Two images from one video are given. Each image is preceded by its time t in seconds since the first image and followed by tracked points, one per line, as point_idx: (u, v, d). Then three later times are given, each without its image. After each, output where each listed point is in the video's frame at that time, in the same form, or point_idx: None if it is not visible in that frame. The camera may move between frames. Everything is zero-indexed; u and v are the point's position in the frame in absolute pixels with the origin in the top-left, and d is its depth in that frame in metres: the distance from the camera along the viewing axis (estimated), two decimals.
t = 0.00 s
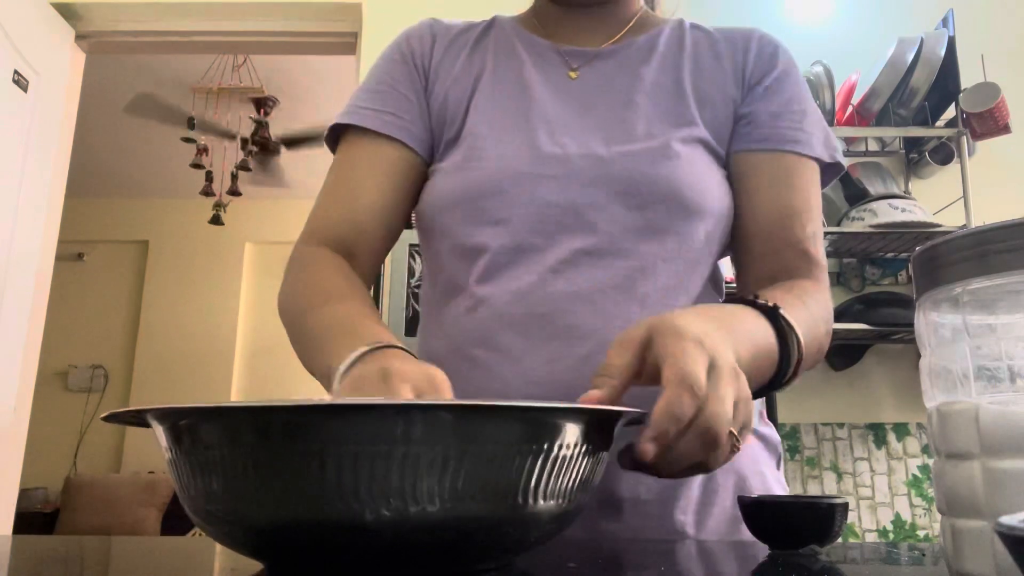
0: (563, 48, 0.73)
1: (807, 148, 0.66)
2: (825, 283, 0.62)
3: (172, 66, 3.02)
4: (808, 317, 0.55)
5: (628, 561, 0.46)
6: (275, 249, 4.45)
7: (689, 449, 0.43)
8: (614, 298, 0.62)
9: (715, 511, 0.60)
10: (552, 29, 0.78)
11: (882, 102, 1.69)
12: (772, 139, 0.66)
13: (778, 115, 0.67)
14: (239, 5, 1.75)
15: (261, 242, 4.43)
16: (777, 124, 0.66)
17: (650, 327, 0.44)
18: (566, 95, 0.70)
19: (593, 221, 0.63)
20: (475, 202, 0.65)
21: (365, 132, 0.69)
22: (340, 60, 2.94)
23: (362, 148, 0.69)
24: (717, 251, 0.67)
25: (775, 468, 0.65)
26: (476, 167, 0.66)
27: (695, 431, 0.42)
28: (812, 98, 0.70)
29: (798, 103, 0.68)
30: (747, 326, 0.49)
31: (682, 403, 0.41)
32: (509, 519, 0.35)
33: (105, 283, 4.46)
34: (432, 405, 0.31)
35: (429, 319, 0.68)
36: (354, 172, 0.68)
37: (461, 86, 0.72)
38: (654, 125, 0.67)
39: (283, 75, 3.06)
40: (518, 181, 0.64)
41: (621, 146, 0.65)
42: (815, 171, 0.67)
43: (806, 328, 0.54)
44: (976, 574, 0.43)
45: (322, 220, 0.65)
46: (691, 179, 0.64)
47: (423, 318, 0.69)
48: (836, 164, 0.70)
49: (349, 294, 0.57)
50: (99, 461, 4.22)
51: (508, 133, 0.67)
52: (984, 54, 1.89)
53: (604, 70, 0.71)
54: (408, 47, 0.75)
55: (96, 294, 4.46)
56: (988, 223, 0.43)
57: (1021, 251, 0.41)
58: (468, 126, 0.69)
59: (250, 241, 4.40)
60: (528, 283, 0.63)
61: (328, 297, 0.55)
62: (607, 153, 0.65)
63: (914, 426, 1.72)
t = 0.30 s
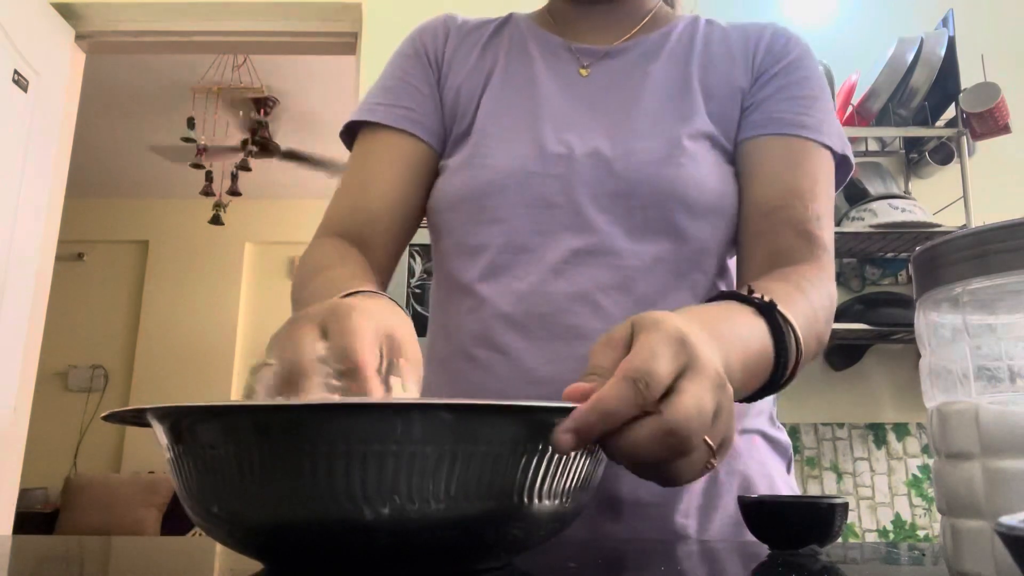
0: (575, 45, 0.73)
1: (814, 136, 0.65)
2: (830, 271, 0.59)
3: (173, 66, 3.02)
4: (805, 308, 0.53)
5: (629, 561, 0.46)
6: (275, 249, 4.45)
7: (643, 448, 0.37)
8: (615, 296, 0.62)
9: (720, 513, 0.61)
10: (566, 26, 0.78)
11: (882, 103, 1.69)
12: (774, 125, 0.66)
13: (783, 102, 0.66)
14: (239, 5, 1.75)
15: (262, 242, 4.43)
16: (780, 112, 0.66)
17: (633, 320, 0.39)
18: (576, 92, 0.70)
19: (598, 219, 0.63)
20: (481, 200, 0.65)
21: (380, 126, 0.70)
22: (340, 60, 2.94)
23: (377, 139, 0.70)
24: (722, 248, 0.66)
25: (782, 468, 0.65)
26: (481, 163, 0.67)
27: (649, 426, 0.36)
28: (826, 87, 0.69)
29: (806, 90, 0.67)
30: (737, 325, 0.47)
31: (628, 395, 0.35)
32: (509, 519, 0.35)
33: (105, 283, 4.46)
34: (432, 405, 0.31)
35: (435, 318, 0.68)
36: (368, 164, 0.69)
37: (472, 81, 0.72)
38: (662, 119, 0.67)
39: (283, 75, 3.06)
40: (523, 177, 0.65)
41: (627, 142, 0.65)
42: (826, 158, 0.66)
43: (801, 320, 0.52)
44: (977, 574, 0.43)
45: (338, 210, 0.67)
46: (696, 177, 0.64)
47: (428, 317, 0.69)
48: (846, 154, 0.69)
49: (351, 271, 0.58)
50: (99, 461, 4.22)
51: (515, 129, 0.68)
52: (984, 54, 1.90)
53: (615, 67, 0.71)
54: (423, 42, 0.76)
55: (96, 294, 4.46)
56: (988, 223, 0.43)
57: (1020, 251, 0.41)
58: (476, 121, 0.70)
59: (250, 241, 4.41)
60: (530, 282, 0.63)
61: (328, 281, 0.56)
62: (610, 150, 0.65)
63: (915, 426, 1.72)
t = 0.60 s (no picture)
0: (580, 43, 0.73)
1: (815, 130, 0.65)
2: (832, 269, 0.58)
3: (173, 66, 3.02)
4: (810, 310, 0.53)
5: (630, 561, 0.46)
6: (275, 250, 4.45)
7: (633, 446, 0.37)
8: (616, 295, 0.62)
9: (721, 514, 0.61)
10: (570, 23, 0.78)
11: (882, 103, 1.69)
12: (778, 120, 0.66)
13: (786, 97, 0.67)
14: (239, 4, 1.75)
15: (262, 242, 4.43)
16: (784, 108, 0.66)
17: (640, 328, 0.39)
18: (581, 88, 0.70)
19: (600, 217, 0.63)
20: (484, 197, 0.65)
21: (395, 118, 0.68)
22: (339, 60, 2.93)
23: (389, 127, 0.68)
24: (726, 248, 0.66)
25: (784, 469, 0.65)
26: (484, 159, 0.66)
27: (641, 424, 0.36)
28: (829, 83, 0.69)
29: (810, 86, 0.67)
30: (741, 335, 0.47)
31: (622, 393, 0.35)
32: (509, 518, 0.35)
33: (105, 283, 4.46)
34: (432, 404, 0.31)
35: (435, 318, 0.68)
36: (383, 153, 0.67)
37: (478, 76, 0.72)
38: (667, 116, 0.67)
39: (283, 75, 3.06)
40: (526, 174, 0.65)
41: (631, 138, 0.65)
42: (827, 151, 0.66)
43: (804, 323, 0.52)
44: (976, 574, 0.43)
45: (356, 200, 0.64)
46: (699, 175, 0.64)
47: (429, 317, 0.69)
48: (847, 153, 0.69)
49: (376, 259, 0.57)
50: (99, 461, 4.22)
51: (520, 125, 0.67)
52: (984, 53, 1.90)
53: (620, 64, 0.71)
54: (428, 32, 0.75)
55: (96, 294, 4.46)
56: (988, 223, 0.43)
57: (1019, 251, 0.41)
58: (481, 117, 0.69)
59: (250, 241, 4.40)
60: (532, 281, 0.63)
61: (357, 270, 0.55)
62: (613, 147, 0.65)
63: (915, 426, 1.72)
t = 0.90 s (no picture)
0: (581, 41, 0.73)
1: (821, 134, 0.65)
2: (835, 275, 0.59)
3: (173, 66, 3.02)
4: (812, 313, 0.53)
5: (631, 561, 0.46)
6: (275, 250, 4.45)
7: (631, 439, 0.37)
8: (617, 293, 0.62)
9: (721, 515, 0.61)
10: (572, 23, 0.78)
11: (882, 102, 1.69)
12: (783, 121, 0.66)
13: (790, 98, 0.67)
14: (239, 4, 1.75)
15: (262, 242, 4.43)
16: (787, 109, 0.66)
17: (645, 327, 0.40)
18: (583, 86, 0.70)
19: (602, 217, 0.63)
20: (485, 196, 0.65)
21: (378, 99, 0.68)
22: (338, 60, 2.93)
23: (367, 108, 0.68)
24: (726, 250, 0.66)
25: (784, 470, 0.65)
26: (484, 156, 0.66)
27: (639, 418, 0.37)
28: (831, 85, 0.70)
29: (814, 88, 0.68)
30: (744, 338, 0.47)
31: (622, 389, 0.36)
32: (508, 516, 0.35)
33: (105, 283, 4.46)
34: (433, 401, 0.31)
35: (435, 317, 0.68)
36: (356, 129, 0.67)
37: (479, 74, 0.72)
38: (670, 115, 0.67)
39: (283, 76, 3.06)
40: (529, 173, 0.64)
41: (635, 138, 0.65)
42: (832, 156, 0.66)
43: (808, 325, 0.52)
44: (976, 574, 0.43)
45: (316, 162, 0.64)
46: (701, 175, 0.64)
47: (429, 316, 0.69)
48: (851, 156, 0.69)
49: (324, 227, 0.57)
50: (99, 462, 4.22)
51: (522, 124, 0.67)
52: (984, 54, 1.90)
53: (622, 63, 0.71)
54: (429, 26, 0.75)
55: (96, 294, 4.46)
56: (988, 223, 0.43)
57: (1020, 251, 0.41)
58: (481, 114, 0.69)
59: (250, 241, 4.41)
60: (533, 281, 0.63)
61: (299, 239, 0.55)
62: (615, 146, 0.65)
63: (915, 426, 1.72)
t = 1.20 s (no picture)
0: (580, 38, 0.73)
1: (825, 141, 0.65)
2: (838, 283, 0.59)
3: (173, 66, 3.02)
4: (811, 323, 0.53)
5: (629, 560, 0.46)
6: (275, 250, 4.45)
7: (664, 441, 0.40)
8: (617, 294, 0.62)
9: (717, 515, 0.61)
10: (572, 20, 0.77)
11: (882, 102, 1.69)
12: (785, 125, 0.66)
13: (794, 101, 0.67)
14: (239, 4, 1.75)
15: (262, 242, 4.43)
16: (789, 110, 0.66)
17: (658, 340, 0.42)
18: (583, 85, 0.70)
19: (602, 215, 0.63)
20: (486, 197, 0.65)
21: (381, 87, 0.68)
22: (338, 60, 2.93)
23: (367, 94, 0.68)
24: (726, 251, 0.66)
25: (779, 469, 0.65)
26: (484, 155, 0.67)
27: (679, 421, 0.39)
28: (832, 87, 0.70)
29: (816, 91, 0.68)
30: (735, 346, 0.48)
31: (666, 397, 0.38)
32: (509, 521, 0.35)
33: (105, 283, 4.47)
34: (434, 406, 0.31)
35: (433, 318, 0.68)
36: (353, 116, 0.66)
37: (478, 71, 0.72)
38: (670, 114, 0.67)
39: (283, 76, 3.06)
40: (529, 173, 0.65)
41: (635, 137, 0.65)
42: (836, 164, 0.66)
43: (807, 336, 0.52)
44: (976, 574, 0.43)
45: (308, 145, 0.64)
46: (700, 175, 0.64)
47: (428, 316, 0.69)
48: (854, 157, 0.69)
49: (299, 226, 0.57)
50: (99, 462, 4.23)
51: (522, 122, 0.67)
52: (984, 54, 1.90)
53: (622, 61, 0.71)
54: (430, 23, 0.75)
55: (96, 294, 4.46)
56: (988, 223, 0.43)
57: (1020, 251, 0.41)
58: (481, 111, 0.70)
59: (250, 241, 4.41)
60: (531, 280, 0.63)
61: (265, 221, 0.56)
62: (614, 144, 0.65)
63: (915, 426, 1.72)
